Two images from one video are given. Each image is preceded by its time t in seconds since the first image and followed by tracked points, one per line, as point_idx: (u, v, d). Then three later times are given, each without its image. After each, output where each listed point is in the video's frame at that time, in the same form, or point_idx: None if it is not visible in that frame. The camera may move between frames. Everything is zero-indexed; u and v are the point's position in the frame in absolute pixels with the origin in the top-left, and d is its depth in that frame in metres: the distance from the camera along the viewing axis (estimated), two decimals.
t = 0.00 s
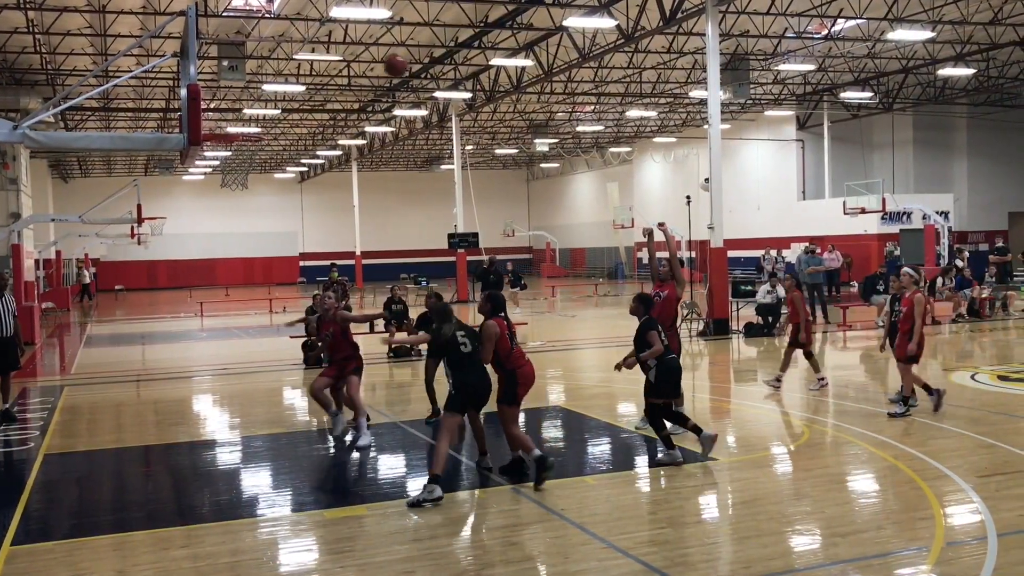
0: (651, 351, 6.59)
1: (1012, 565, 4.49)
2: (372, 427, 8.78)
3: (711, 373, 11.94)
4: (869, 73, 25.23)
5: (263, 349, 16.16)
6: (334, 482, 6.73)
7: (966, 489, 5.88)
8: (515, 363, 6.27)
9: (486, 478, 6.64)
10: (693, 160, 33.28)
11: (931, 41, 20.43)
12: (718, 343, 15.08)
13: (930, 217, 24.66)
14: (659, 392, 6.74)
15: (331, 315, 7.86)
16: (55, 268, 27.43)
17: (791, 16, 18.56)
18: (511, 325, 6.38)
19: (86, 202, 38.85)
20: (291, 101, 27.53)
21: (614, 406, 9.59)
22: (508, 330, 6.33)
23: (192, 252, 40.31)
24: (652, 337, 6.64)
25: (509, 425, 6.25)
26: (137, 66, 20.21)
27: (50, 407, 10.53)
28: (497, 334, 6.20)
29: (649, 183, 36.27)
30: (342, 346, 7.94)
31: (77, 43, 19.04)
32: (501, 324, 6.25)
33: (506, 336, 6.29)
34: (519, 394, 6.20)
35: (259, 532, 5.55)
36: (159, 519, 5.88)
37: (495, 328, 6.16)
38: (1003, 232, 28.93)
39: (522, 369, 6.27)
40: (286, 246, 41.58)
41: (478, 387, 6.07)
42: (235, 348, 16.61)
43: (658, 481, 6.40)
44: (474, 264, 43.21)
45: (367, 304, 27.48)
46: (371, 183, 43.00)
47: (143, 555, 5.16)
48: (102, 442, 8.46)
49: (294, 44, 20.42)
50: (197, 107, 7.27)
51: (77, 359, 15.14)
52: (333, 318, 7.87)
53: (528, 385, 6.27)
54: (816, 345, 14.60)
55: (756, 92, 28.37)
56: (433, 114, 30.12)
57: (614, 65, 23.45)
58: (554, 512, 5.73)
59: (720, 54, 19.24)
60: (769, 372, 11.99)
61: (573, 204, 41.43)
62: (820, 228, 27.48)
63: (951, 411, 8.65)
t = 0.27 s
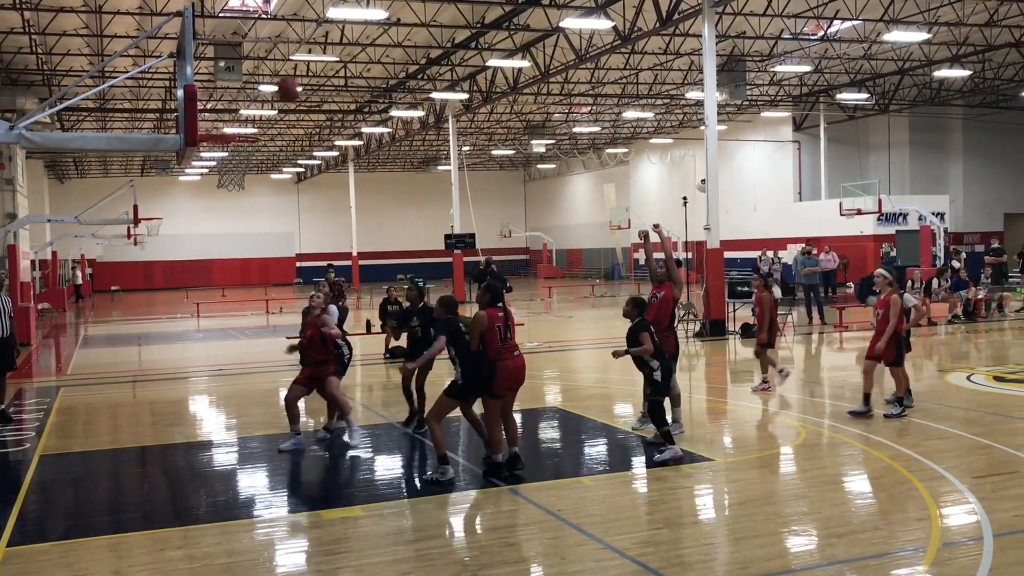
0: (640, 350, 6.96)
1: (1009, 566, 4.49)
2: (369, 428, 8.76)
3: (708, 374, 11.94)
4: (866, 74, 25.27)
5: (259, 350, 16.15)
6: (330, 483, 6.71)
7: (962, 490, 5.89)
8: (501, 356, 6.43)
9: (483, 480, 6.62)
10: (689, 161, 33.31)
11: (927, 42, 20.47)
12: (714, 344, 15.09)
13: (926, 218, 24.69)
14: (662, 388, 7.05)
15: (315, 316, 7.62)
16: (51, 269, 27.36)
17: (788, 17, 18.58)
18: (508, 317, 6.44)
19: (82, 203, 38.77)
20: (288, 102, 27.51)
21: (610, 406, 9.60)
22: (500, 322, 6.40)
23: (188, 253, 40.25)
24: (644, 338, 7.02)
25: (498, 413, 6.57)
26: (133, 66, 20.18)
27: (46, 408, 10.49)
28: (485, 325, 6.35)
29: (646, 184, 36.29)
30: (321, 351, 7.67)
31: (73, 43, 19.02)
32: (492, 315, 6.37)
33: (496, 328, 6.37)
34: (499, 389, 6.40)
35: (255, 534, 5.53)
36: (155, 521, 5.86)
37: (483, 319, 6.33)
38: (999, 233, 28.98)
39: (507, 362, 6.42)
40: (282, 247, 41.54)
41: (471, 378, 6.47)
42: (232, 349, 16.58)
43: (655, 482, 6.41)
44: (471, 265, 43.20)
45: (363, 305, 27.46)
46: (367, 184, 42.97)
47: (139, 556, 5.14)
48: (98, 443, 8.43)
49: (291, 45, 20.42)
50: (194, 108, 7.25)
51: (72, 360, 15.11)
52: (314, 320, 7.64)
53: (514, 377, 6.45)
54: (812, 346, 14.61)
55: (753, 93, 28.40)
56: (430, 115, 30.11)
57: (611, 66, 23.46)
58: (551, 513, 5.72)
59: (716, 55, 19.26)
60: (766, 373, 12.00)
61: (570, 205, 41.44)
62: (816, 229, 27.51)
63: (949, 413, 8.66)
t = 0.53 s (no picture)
0: (637, 346, 7.05)
1: (1006, 566, 4.51)
2: (365, 429, 8.74)
3: (704, 375, 11.95)
4: (862, 75, 25.31)
5: (255, 351, 16.14)
6: (326, 484, 6.69)
7: (958, 491, 5.90)
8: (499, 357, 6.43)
9: (480, 481, 6.61)
10: (686, 162, 33.34)
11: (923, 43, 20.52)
12: (711, 345, 15.09)
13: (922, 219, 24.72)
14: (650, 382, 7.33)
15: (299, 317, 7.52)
16: (47, 270, 27.30)
17: (784, 18, 18.62)
18: (511, 319, 6.44)
19: (78, 203, 38.69)
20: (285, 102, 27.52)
21: (607, 407, 9.61)
22: (501, 323, 6.42)
23: (184, 254, 40.19)
24: (640, 334, 7.10)
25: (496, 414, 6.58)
26: (130, 67, 20.15)
27: (42, 409, 10.46)
28: (484, 325, 6.40)
29: (642, 184, 36.34)
30: (301, 353, 7.48)
31: (70, 43, 19.00)
32: (492, 316, 6.42)
33: (495, 328, 6.39)
34: (494, 388, 6.40)
35: (252, 535, 5.52)
36: (152, 522, 5.86)
37: (482, 319, 6.38)
38: (995, 234, 29.03)
39: (506, 363, 6.43)
40: (279, 247, 41.49)
41: (445, 374, 6.42)
42: (228, 349, 16.55)
43: (652, 483, 6.41)
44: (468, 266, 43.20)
45: (360, 306, 27.44)
46: (364, 184, 42.95)
47: (135, 557, 5.14)
48: (93, 444, 8.41)
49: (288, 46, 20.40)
50: (191, 108, 7.24)
51: (68, 360, 15.10)
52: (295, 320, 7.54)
53: (512, 378, 6.44)
54: (809, 347, 14.62)
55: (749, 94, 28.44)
56: (427, 116, 30.11)
57: (607, 68, 23.47)
58: (548, 514, 5.71)
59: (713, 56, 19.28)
60: (762, 374, 12.01)
61: (567, 206, 41.45)
62: (812, 230, 27.53)
63: (946, 413, 8.68)
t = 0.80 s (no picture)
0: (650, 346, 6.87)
1: (1004, 566, 4.52)
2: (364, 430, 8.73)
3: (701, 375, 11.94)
4: (860, 76, 25.35)
5: (253, 352, 16.09)
6: (324, 484, 6.69)
7: (956, 491, 5.90)
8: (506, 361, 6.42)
9: (478, 481, 6.59)
10: (684, 163, 33.38)
11: (921, 44, 20.55)
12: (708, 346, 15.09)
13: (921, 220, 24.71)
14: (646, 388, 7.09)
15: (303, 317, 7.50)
16: (45, 270, 27.23)
17: (782, 19, 18.66)
18: (518, 324, 6.41)
19: (75, 204, 38.63)
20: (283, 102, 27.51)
21: (605, 407, 9.62)
22: (507, 327, 6.41)
23: (182, 254, 40.16)
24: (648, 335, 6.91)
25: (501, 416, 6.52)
26: (128, 67, 20.13)
27: (38, 410, 10.43)
28: (489, 329, 6.40)
29: (640, 184, 36.37)
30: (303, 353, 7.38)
31: (67, 43, 19.01)
32: (496, 321, 6.41)
33: (500, 332, 6.40)
34: (499, 393, 6.43)
35: (250, 535, 5.51)
36: (149, 522, 5.85)
37: (487, 324, 6.38)
38: (992, 235, 29.06)
39: (512, 365, 6.41)
40: (276, 248, 41.50)
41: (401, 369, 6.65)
42: (225, 350, 16.52)
43: (650, 483, 6.42)
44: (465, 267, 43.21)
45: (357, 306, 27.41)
46: (361, 185, 42.99)
47: (132, 558, 5.12)
48: (90, 445, 8.38)
49: (286, 46, 20.40)
50: (189, 109, 7.23)
51: (65, 361, 15.09)
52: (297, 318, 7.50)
53: (520, 381, 6.42)
54: (806, 348, 14.62)
55: (747, 95, 28.47)
56: (425, 116, 30.12)
57: (606, 68, 23.49)
58: (547, 514, 5.72)
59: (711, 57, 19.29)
60: (759, 374, 12.01)
61: (564, 206, 41.53)
62: (810, 231, 27.54)
63: (944, 414, 8.69)
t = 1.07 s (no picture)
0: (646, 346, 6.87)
1: (1005, 567, 4.52)
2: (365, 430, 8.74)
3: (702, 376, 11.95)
4: (861, 77, 25.36)
5: (252, 352, 16.10)
6: (325, 485, 6.70)
7: (957, 492, 5.91)
8: (531, 352, 6.57)
9: (479, 482, 6.61)
10: (684, 164, 33.41)
11: (922, 45, 20.55)
12: (709, 347, 15.09)
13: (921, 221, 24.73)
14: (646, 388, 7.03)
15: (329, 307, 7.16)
16: (45, 271, 27.25)
17: (783, 20, 18.67)
18: (541, 316, 6.53)
19: (76, 204, 38.65)
20: (283, 103, 27.52)
21: (605, 408, 9.62)
22: (531, 318, 6.57)
23: (182, 255, 40.20)
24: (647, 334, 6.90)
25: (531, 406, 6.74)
26: (129, 67, 20.14)
27: (39, 410, 10.43)
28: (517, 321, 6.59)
29: (641, 185, 36.38)
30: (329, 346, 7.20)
31: (68, 44, 19.03)
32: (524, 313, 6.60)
33: (525, 323, 6.57)
34: (523, 383, 6.61)
35: (250, 536, 5.51)
36: (150, 522, 5.85)
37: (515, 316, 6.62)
38: (992, 236, 29.08)
39: (533, 357, 6.56)
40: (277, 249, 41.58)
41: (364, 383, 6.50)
42: (226, 350, 16.53)
43: (651, 484, 6.41)
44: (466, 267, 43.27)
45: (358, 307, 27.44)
46: (362, 185, 43.04)
47: (134, 559, 5.13)
48: (91, 445, 8.39)
49: (286, 47, 20.40)
50: (191, 109, 7.20)
51: (66, 361, 15.09)
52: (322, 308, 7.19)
53: (540, 372, 6.54)
54: (806, 348, 14.63)
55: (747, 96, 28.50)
56: (425, 117, 30.13)
57: (606, 69, 23.51)
58: (547, 515, 5.72)
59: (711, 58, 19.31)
60: (759, 375, 12.03)
61: (564, 207, 41.60)
62: (810, 232, 27.53)
63: (945, 414, 8.69)
